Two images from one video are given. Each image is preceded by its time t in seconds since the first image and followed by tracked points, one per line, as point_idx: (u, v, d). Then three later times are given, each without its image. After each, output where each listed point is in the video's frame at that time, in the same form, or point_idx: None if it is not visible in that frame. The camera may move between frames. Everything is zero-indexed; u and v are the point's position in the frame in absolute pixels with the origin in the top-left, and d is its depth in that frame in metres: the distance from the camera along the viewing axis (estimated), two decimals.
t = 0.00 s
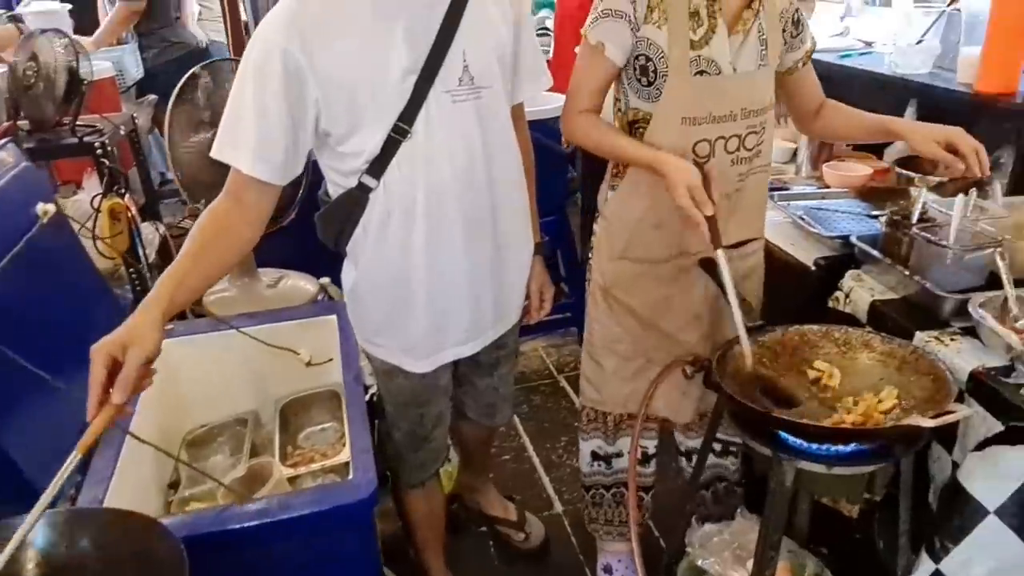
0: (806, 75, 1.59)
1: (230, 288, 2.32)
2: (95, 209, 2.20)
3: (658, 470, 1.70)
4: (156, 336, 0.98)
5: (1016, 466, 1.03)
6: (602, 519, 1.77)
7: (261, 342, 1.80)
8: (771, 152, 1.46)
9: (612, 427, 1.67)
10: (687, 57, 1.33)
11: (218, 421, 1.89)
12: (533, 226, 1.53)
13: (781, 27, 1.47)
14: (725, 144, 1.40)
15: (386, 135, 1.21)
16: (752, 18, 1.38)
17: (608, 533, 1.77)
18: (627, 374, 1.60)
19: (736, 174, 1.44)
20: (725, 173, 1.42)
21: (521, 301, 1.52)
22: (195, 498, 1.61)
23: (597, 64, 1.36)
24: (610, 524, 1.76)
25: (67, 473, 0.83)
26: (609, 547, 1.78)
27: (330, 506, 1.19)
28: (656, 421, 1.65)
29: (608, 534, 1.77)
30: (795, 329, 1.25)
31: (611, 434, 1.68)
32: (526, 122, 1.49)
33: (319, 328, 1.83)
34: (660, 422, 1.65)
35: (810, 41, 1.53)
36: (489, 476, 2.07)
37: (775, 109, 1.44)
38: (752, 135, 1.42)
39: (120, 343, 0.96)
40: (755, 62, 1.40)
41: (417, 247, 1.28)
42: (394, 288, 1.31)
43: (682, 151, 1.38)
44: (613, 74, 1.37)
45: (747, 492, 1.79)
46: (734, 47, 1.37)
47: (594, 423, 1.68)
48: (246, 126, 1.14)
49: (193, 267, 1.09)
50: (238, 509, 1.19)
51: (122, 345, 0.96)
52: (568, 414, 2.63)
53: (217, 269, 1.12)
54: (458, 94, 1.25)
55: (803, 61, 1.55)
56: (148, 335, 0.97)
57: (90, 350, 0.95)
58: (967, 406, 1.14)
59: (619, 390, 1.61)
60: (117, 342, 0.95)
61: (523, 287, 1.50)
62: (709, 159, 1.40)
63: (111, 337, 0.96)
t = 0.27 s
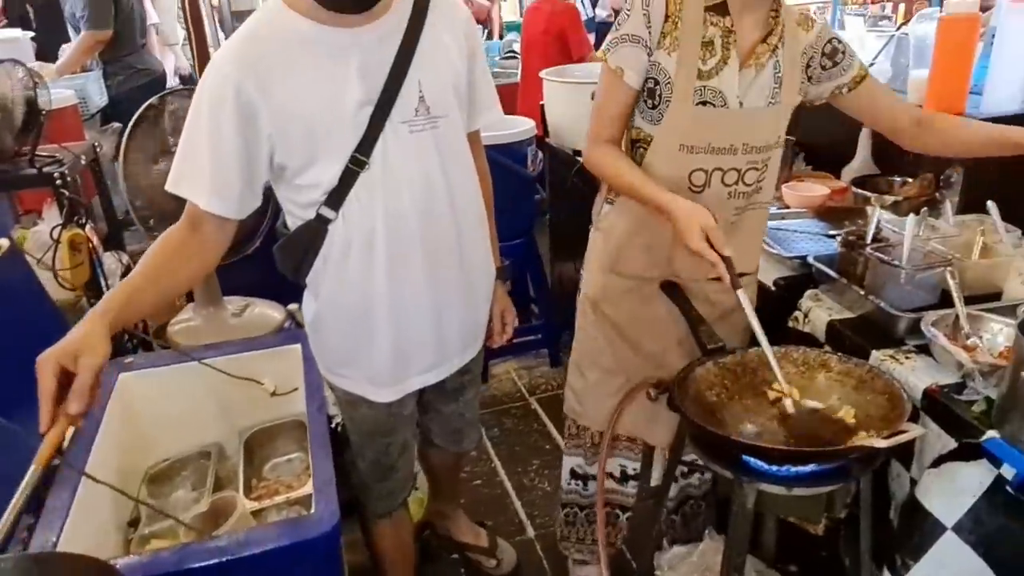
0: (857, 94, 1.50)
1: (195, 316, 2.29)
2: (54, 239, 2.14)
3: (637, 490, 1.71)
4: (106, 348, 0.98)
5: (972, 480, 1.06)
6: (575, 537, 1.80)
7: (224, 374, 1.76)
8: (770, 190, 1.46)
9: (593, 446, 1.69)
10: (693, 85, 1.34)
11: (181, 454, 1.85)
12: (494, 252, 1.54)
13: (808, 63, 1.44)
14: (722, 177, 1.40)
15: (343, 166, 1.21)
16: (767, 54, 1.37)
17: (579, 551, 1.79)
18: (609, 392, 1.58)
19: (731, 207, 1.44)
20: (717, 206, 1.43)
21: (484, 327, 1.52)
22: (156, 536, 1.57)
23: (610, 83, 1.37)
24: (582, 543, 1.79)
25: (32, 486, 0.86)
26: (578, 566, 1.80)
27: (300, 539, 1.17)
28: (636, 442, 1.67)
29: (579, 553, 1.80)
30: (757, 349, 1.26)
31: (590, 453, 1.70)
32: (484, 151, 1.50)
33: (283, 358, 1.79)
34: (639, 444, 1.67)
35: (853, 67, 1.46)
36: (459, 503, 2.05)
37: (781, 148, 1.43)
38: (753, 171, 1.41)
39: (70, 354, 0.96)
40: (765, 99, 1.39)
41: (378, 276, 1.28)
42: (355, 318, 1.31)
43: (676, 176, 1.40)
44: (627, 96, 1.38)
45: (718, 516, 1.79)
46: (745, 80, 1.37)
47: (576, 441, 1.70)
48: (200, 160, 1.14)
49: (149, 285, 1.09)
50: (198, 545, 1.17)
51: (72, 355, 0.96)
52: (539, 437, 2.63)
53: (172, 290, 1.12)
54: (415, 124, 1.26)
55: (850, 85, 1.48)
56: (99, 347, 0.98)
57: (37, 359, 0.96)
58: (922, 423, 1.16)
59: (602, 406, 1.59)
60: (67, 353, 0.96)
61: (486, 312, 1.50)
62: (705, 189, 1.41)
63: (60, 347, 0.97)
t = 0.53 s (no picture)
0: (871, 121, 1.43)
1: (160, 346, 2.26)
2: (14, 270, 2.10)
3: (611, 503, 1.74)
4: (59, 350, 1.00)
5: (929, 496, 1.10)
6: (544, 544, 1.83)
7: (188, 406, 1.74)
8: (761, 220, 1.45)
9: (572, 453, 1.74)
10: (684, 109, 1.35)
11: (144, 488, 1.82)
12: (457, 277, 1.54)
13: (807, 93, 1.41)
14: (710, 204, 1.41)
15: (300, 197, 1.21)
16: (764, 84, 1.36)
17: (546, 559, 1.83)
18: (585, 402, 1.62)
19: (719, 235, 1.44)
20: (705, 234, 1.44)
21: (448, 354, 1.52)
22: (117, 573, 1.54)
23: (601, 97, 1.40)
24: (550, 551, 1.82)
25: None
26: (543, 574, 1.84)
27: (266, 573, 1.15)
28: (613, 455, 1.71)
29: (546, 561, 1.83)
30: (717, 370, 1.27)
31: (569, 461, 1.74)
32: (445, 177, 1.51)
33: (248, 388, 1.78)
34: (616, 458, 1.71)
35: (861, 94, 1.40)
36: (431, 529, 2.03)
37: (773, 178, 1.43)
38: (742, 201, 1.41)
39: (23, 351, 0.97)
40: (760, 128, 1.38)
41: (340, 306, 1.28)
42: (318, 347, 1.30)
43: (662, 199, 1.42)
44: (617, 111, 1.42)
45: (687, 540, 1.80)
46: (738, 109, 1.36)
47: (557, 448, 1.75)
48: (154, 192, 1.14)
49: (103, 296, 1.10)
50: None
51: (27, 352, 0.98)
52: (512, 460, 2.62)
53: (122, 303, 1.13)
54: (374, 154, 1.26)
55: (858, 112, 1.42)
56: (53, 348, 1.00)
57: None
58: (881, 440, 1.18)
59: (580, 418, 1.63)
60: (23, 352, 0.97)
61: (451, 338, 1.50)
62: (692, 214, 1.43)
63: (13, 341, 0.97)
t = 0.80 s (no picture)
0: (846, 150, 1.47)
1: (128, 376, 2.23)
2: None
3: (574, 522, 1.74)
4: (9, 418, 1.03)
5: (893, 511, 1.12)
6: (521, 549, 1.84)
7: (157, 436, 1.72)
8: (736, 245, 1.47)
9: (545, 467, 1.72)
10: (664, 134, 1.38)
11: (112, 521, 1.78)
12: (426, 302, 1.55)
13: (785, 123, 1.43)
14: (687, 229, 1.43)
15: (266, 224, 1.21)
16: (743, 112, 1.39)
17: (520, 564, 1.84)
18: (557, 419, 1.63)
19: (695, 259, 1.46)
20: (681, 258, 1.46)
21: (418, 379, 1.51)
22: None
23: (580, 119, 1.42)
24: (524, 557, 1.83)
25: None
26: None
27: None
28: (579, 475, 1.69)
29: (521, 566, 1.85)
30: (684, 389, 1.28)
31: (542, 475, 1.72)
32: (413, 203, 1.52)
33: (218, 416, 1.77)
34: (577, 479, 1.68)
35: (837, 124, 1.43)
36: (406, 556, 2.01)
37: (749, 206, 1.44)
38: (718, 227, 1.43)
39: None
40: (737, 155, 1.41)
41: (306, 333, 1.27)
42: (284, 375, 1.30)
43: (640, 222, 1.43)
44: (597, 133, 1.43)
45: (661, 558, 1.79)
46: (717, 136, 1.39)
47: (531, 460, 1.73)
48: (118, 222, 1.13)
49: (64, 343, 1.12)
50: None
51: None
52: (488, 482, 2.61)
53: (90, 345, 1.15)
54: (339, 181, 1.26)
55: (833, 140, 1.45)
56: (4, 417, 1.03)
57: None
58: (846, 457, 1.21)
59: (554, 434, 1.64)
60: None
61: (420, 363, 1.50)
62: (669, 238, 1.44)
63: None
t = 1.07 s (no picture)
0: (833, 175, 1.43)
1: (103, 406, 2.20)
2: None
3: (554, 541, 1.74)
4: None
5: (867, 530, 1.14)
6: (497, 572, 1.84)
7: (133, 466, 1.71)
8: (714, 272, 1.47)
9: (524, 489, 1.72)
10: (647, 159, 1.40)
11: (86, 554, 1.75)
12: (405, 327, 1.55)
13: (766, 151, 1.43)
14: (665, 254, 1.44)
15: (242, 254, 1.21)
16: (724, 141, 1.40)
17: None
18: (535, 441, 1.63)
19: (673, 284, 1.47)
20: (659, 282, 1.47)
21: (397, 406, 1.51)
22: None
23: (567, 141, 1.44)
24: None
25: None
26: None
27: None
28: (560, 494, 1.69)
29: None
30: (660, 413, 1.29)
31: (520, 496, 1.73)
32: (390, 228, 1.52)
33: (195, 445, 1.76)
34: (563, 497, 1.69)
35: (820, 151, 1.42)
36: None
37: (728, 235, 1.46)
38: (696, 253, 1.44)
39: None
40: (716, 184, 1.42)
41: (283, 361, 1.27)
42: (261, 403, 1.29)
43: (620, 245, 1.44)
44: (581, 155, 1.45)
45: None
46: (698, 164, 1.40)
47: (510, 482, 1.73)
48: (93, 252, 1.13)
49: (33, 372, 1.12)
50: None
51: None
52: (471, 506, 2.60)
53: (61, 373, 1.15)
54: (316, 210, 1.26)
55: (815, 168, 1.43)
56: None
57: None
58: (819, 477, 1.21)
59: (528, 457, 1.64)
60: None
61: (399, 389, 1.50)
62: (648, 262, 1.45)
63: None
